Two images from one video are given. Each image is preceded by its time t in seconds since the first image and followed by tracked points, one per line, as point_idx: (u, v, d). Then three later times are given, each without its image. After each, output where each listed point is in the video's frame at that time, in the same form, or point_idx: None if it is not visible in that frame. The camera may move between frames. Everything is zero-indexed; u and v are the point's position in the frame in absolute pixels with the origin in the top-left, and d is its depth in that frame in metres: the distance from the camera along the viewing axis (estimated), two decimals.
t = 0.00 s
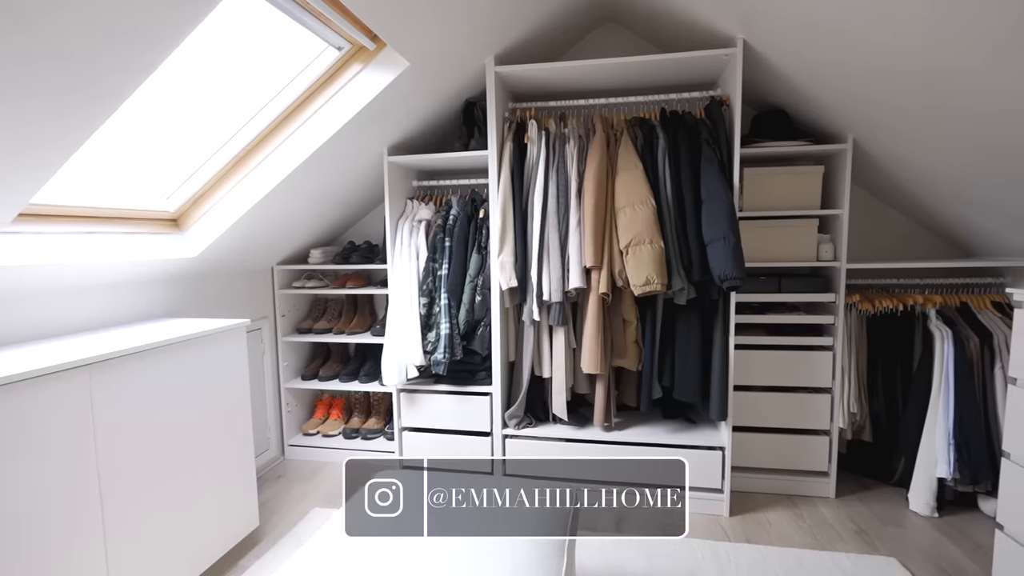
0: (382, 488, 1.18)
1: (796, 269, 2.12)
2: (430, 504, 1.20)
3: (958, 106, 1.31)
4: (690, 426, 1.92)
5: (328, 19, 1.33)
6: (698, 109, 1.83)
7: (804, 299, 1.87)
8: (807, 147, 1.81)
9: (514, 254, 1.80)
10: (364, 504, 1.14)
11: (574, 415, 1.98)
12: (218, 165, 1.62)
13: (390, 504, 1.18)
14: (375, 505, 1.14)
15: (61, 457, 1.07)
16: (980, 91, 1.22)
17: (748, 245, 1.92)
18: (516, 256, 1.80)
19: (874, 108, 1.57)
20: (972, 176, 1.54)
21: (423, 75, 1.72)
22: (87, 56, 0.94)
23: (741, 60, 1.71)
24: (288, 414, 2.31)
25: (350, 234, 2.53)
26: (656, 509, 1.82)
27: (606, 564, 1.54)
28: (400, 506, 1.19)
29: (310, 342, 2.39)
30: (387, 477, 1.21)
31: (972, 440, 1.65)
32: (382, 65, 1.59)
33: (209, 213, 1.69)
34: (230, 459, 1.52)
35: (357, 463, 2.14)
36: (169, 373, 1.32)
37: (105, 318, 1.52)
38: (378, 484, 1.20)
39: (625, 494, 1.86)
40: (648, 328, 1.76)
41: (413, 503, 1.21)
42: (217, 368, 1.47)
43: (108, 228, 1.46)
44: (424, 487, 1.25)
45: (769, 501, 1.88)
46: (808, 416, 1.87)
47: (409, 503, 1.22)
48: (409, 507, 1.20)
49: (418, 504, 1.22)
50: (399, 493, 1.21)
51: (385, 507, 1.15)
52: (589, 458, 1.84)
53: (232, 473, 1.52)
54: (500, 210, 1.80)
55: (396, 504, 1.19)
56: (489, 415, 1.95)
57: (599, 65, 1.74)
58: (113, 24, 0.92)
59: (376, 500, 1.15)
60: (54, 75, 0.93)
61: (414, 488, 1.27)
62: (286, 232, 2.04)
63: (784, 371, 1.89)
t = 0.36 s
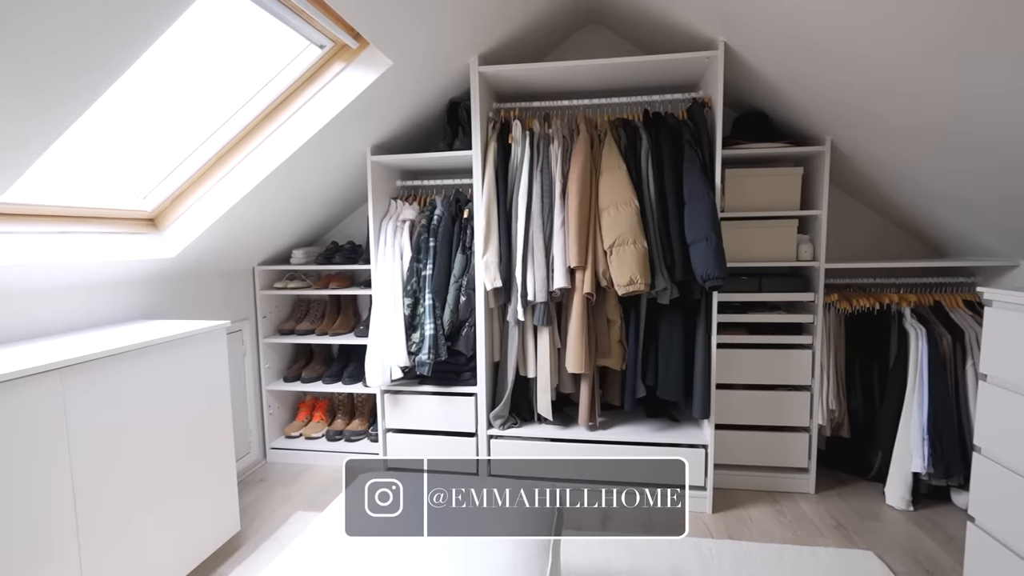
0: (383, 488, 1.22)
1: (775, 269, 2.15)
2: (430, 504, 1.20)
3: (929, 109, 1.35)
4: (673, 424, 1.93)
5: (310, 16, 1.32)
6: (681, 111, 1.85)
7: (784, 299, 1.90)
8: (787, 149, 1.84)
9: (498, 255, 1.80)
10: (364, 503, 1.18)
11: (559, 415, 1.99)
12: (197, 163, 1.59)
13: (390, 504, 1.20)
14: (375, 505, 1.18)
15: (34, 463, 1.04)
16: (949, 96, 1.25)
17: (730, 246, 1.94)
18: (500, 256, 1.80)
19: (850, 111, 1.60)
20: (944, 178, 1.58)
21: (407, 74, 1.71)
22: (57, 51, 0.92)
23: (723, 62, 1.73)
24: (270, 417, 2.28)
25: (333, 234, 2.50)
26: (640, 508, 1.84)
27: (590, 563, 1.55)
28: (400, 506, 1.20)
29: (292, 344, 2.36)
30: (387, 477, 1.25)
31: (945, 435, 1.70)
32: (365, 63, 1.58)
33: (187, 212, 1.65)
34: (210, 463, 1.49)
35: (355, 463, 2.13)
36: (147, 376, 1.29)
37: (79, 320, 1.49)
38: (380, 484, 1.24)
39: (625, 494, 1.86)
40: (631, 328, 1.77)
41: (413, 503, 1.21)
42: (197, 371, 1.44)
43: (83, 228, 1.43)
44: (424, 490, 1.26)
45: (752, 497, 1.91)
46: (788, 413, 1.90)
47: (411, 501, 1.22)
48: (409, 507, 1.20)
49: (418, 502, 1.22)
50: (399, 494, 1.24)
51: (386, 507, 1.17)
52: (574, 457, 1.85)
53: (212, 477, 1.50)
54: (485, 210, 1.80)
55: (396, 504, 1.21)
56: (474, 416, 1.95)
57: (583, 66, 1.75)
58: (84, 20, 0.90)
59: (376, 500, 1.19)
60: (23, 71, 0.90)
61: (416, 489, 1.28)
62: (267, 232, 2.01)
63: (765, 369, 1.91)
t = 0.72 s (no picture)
0: (383, 489, 1.26)
1: (756, 269, 2.17)
2: (430, 503, 1.21)
3: (905, 113, 1.38)
4: (657, 423, 1.95)
5: (292, 14, 1.30)
6: (664, 112, 1.87)
7: (766, 298, 1.92)
8: (769, 150, 1.86)
9: (483, 255, 1.80)
10: (365, 503, 1.20)
11: (544, 415, 2.00)
12: (176, 162, 1.56)
13: (390, 503, 1.21)
14: (375, 505, 1.19)
15: (7, 469, 1.01)
16: (923, 101, 1.28)
17: (713, 246, 1.96)
18: (486, 256, 1.80)
19: (829, 114, 1.63)
20: (919, 180, 1.62)
21: (392, 73, 1.70)
22: (26, 46, 0.89)
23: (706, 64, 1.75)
24: (252, 419, 2.24)
25: (317, 234, 2.48)
26: (626, 507, 1.85)
27: (576, 562, 1.55)
28: (400, 506, 1.21)
29: (275, 345, 2.33)
30: (387, 477, 1.29)
31: (921, 431, 1.74)
32: (348, 61, 1.56)
33: (166, 212, 1.62)
34: (190, 467, 1.47)
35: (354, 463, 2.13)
36: (125, 378, 1.26)
37: (53, 322, 1.45)
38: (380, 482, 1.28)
39: (625, 494, 1.87)
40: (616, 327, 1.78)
41: (413, 502, 1.22)
42: (177, 373, 1.42)
43: (58, 228, 1.39)
44: (423, 488, 1.27)
45: (735, 494, 1.93)
46: (770, 410, 1.93)
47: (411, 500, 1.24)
48: (408, 507, 1.20)
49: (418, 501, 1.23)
50: (399, 493, 1.26)
51: (385, 507, 1.18)
52: (560, 456, 1.85)
53: (193, 480, 1.47)
54: (470, 211, 1.80)
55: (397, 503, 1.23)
56: (459, 416, 1.94)
57: (567, 66, 1.76)
58: (45, 20, 0.87)
59: (376, 500, 1.21)
60: None
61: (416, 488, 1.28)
62: (249, 232, 1.98)
63: (747, 368, 1.94)
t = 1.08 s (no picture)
0: (383, 488, 1.24)
1: (740, 268, 2.20)
2: (429, 503, 1.21)
3: (882, 116, 1.40)
4: (643, 422, 1.96)
5: (274, 11, 1.29)
6: (649, 113, 1.88)
7: (750, 297, 1.95)
8: (751, 152, 1.89)
9: (470, 255, 1.79)
10: (364, 502, 1.19)
11: (531, 414, 2.00)
12: (156, 160, 1.53)
13: (390, 504, 1.21)
14: (375, 504, 1.18)
15: None
16: (899, 105, 1.31)
17: (698, 246, 1.98)
18: (472, 256, 1.79)
19: (810, 116, 1.66)
20: (898, 181, 1.65)
21: (377, 72, 1.69)
22: None
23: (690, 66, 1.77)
24: (235, 422, 2.21)
25: (301, 234, 2.45)
26: (612, 506, 1.85)
27: (562, 562, 1.56)
28: (400, 506, 1.21)
29: (258, 346, 2.30)
30: (386, 478, 1.27)
31: (899, 427, 1.78)
32: (333, 59, 1.55)
33: (145, 211, 1.59)
34: (171, 471, 1.44)
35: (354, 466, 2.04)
36: (103, 381, 1.24)
37: (27, 324, 1.41)
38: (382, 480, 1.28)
39: (625, 494, 1.86)
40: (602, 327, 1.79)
41: (414, 503, 1.22)
42: (157, 375, 1.39)
43: (33, 228, 1.36)
44: (424, 487, 1.30)
45: (719, 491, 1.95)
46: (754, 408, 1.95)
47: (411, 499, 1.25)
48: (408, 507, 1.20)
49: (418, 503, 1.22)
50: (399, 493, 1.25)
51: (385, 507, 1.18)
52: (546, 456, 1.86)
53: (173, 485, 1.44)
54: (456, 211, 1.79)
55: (398, 504, 1.23)
56: (446, 417, 1.94)
57: (553, 67, 1.76)
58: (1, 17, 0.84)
59: (376, 500, 1.20)
60: None
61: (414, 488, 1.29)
62: (231, 231, 1.95)
63: (732, 366, 1.96)
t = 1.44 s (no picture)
0: (383, 489, 1.20)
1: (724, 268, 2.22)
2: (430, 504, 1.19)
3: (861, 119, 1.43)
4: (628, 421, 1.98)
5: (256, 8, 1.27)
6: (634, 115, 1.89)
7: (733, 297, 1.97)
8: (734, 153, 1.91)
9: (456, 255, 1.78)
10: (364, 503, 1.16)
11: (517, 415, 2.00)
12: (134, 159, 1.50)
13: (391, 504, 1.18)
14: (375, 504, 1.16)
15: None
16: (876, 108, 1.33)
17: (682, 246, 2.00)
18: (458, 257, 1.79)
19: (791, 118, 1.69)
20: (876, 182, 1.69)
21: (362, 71, 1.68)
22: None
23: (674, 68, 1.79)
24: (217, 425, 2.18)
25: (285, 234, 2.42)
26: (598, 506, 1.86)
27: (549, 562, 1.56)
28: (400, 506, 1.19)
29: (241, 348, 2.26)
30: (386, 478, 1.24)
31: (878, 424, 1.81)
32: (316, 58, 1.54)
33: (123, 211, 1.56)
34: (151, 476, 1.41)
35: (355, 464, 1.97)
36: (80, 384, 1.21)
37: None
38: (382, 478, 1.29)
39: (625, 493, 1.87)
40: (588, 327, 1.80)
41: (414, 503, 1.20)
42: (137, 378, 1.36)
43: (8, 227, 1.32)
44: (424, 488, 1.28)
45: (704, 489, 1.97)
46: (737, 407, 1.98)
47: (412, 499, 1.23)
48: (409, 507, 1.19)
49: (418, 502, 1.21)
50: (399, 494, 1.22)
51: (385, 507, 1.15)
52: (533, 456, 1.86)
53: (153, 490, 1.41)
54: (441, 211, 1.78)
55: (398, 504, 1.20)
56: (432, 418, 1.93)
57: (538, 68, 1.76)
58: None
59: (376, 500, 1.17)
60: None
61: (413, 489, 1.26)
62: (213, 232, 1.92)
63: (716, 366, 1.97)
